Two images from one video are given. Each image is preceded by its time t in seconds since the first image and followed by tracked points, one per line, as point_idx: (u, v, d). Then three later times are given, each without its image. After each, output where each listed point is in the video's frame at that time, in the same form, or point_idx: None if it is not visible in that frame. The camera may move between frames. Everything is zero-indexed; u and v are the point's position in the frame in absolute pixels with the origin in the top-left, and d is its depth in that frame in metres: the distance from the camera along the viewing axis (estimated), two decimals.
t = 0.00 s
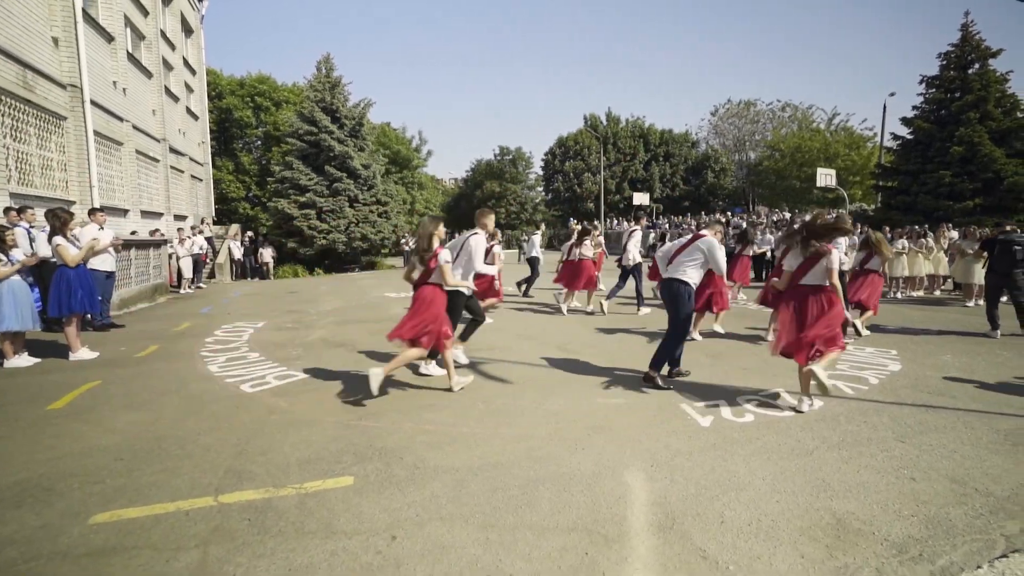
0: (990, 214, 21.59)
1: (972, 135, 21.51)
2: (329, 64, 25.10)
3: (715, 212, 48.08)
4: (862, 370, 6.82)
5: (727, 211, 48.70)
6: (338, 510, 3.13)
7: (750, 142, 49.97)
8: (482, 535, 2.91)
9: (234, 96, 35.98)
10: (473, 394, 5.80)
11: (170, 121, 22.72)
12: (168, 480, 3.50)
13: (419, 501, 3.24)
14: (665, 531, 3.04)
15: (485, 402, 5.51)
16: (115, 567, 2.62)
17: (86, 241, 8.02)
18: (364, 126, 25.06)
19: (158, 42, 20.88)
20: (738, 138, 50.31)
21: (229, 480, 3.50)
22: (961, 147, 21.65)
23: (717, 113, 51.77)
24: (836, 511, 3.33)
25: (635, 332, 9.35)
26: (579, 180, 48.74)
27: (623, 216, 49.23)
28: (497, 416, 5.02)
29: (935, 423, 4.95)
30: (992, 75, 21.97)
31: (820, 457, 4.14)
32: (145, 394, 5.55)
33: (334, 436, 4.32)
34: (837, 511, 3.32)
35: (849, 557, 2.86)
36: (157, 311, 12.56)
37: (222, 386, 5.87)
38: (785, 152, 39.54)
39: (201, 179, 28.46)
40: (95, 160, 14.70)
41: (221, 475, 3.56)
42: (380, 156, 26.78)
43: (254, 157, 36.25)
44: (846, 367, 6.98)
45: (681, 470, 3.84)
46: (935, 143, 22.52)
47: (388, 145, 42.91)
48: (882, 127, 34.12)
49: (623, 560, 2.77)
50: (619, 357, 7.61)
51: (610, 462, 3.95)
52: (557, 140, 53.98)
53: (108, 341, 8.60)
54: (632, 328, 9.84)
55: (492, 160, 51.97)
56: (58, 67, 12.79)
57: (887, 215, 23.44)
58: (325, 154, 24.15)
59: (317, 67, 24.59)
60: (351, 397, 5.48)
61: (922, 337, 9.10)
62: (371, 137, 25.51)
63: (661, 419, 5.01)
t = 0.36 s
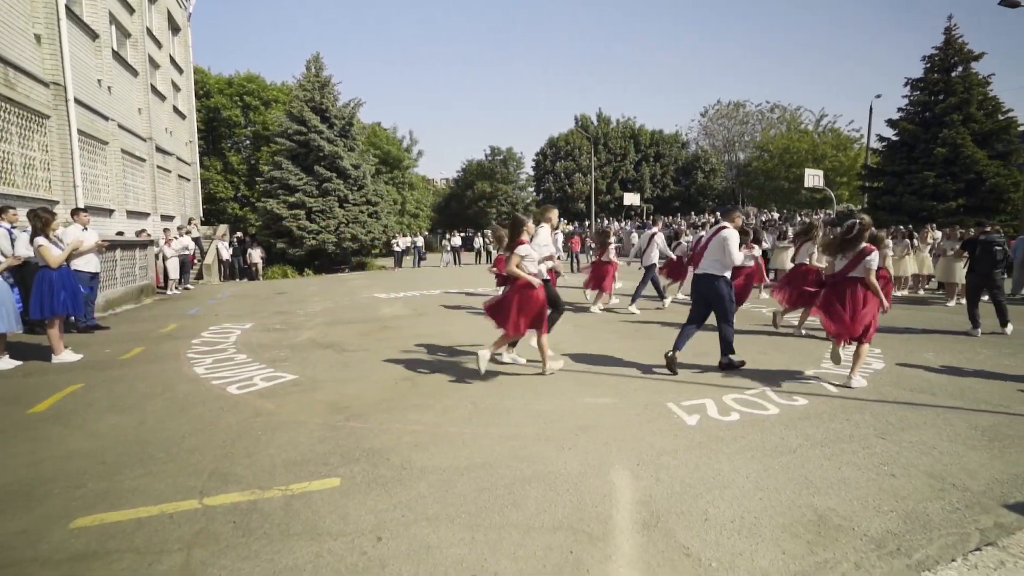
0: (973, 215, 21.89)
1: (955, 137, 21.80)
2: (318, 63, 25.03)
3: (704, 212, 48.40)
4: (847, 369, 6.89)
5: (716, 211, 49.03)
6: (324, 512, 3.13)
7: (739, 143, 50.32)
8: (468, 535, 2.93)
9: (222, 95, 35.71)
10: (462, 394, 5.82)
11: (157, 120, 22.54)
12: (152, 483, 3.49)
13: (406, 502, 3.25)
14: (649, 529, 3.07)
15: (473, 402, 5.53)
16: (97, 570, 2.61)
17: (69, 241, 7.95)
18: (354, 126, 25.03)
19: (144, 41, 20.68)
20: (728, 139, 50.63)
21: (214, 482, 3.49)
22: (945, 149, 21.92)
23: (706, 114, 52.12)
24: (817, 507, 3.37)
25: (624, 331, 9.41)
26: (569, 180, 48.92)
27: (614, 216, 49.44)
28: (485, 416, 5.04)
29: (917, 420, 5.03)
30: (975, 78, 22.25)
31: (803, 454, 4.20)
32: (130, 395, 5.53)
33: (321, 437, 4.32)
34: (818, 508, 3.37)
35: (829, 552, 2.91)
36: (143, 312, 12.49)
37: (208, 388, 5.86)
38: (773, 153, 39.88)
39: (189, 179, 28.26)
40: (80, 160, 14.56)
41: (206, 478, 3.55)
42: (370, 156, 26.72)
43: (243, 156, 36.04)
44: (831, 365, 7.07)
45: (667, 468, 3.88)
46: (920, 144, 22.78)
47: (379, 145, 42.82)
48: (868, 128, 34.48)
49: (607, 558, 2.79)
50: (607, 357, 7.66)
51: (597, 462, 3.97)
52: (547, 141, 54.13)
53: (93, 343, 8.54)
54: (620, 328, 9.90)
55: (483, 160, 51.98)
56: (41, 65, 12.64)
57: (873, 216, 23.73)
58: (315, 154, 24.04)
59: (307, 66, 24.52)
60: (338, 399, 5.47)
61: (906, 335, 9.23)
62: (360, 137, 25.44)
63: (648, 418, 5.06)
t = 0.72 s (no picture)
0: (942, 217, 22.44)
1: (924, 140, 22.34)
2: (298, 61, 24.82)
3: (685, 212, 48.94)
4: (820, 367, 7.03)
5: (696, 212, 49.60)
6: (301, 515, 3.12)
7: (719, 144, 50.92)
8: (447, 535, 2.94)
9: (199, 92, 35.12)
10: (442, 396, 5.82)
11: (130, 117, 22.11)
12: (123, 489, 3.44)
13: (384, 504, 3.25)
14: (626, 526, 3.11)
15: (454, 403, 5.54)
16: None
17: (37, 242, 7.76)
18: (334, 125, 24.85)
19: (116, 36, 20.27)
20: (708, 140, 51.24)
21: (188, 488, 3.45)
22: (916, 152, 22.43)
23: (687, 116, 52.66)
24: (789, 502, 3.44)
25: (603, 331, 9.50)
26: (552, 181, 49.13)
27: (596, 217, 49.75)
28: (465, 416, 5.05)
29: (887, 415, 5.16)
30: (943, 84, 22.79)
31: (776, 450, 4.28)
32: (100, 400, 5.43)
33: (299, 440, 4.29)
34: (790, 502, 3.44)
35: (799, 545, 2.97)
36: (116, 315, 12.25)
37: (183, 391, 5.78)
38: (752, 154, 40.44)
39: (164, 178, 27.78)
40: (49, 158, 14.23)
41: (179, 484, 3.51)
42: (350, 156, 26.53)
43: (221, 155, 35.54)
44: (805, 363, 7.21)
45: (644, 467, 3.93)
46: (891, 147, 23.28)
47: (360, 145, 42.56)
48: (843, 131, 35.18)
49: (584, 556, 2.82)
50: (587, 357, 7.72)
51: (576, 461, 4.01)
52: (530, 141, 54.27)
53: (63, 346, 8.36)
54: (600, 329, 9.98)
55: (466, 160, 51.95)
56: (7, 60, 12.31)
57: (848, 217, 24.22)
58: (295, 153, 23.81)
59: (286, 64, 24.30)
60: (317, 401, 5.44)
61: (877, 333, 9.45)
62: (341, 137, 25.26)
63: (626, 417, 5.11)
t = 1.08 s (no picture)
0: (905, 218, 23.11)
1: (887, 144, 22.95)
2: (271, 58, 24.46)
3: (660, 213, 49.55)
4: (791, 364, 7.19)
5: (672, 212, 50.27)
6: (274, 524, 3.08)
7: (693, 145, 51.65)
8: (424, 541, 2.93)
9: (166, 89, 34.29)
10: (418, 399, 5.80)
11: (93, 114, 21.50)
12: (86, 502, 3.35)
13: (360, 510, 3.22)
14: (602, 527, 3.13)
15: (430, 405, 5.53)
16: None
17: None
18: (308, 124, 24.55)
19: (77, 29, 19.69)
20: (682, 142, 51.96)
21: (155, 499, 3.38)
22: (879, 155, 23.04)
23: (661, 118, 53.31)
24: (761, 499, 3.51)
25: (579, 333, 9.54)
26: (529, 181, 49.28)
27: (573, 217, 50.03)
28: (441, 420, 5.03)
29: (853, 411, 5.29)
30: (905, 90, 23.44)
31: (748, 448, 4.36)
32: (63, 408, 5.27)
33: (271, 447, 4.24)
34: (762, 499, 3.51)
35: (771, 542, 3.03)
36: (79, 319, 11.91)
37: (150, 398, 5.65)
38: (725, 156, 41.09)
39: (130, 177, 27.11)
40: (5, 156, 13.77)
41: (146, 495, 3.43)
42: (325, 156, 26.23)
43: (190, 154, 34.78)
44: (776, 361, 7.35)
45: (620, 467, 3.97)
46: (857, 150, 23.87)
47: (334, 145, 42.10)
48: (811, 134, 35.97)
49: (562, 558, 2.84)
50: (562, 359, 7.79)
51: (553, 462, 4.02)
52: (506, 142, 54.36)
53: (22, 353, 8.10)
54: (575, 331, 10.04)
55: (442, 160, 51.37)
56: None
57: (817, 218, 24.78)
58: (267, 151, 23.43)
59: (258, 61, 23.94)
60: (289, 407, 5.36)
61: (843, 331, 9.69)
62: (315, 136, 24.96)
63: (603, 418, 5.15)
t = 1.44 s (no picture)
0: (858, 220, 23.94)
1: (842, 149, 23.72)
2: (232, 55, 23.96)
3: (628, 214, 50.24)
4: (754, 367, 7.38)
5: (639, 214, 50.99)
6: (238, 550, 3.02)
7: (660, 147, 52.50)
8: (393, 562, 2.91)
9: (119, 84, 33.16)
10: (386, 410, 5.76)
11: (38, 110, 20.69)
12: (36, 533, 3.23)
13: (327, 532, 3.18)
14: (572, 541, 3.16)
15: (399, 417, 5.50)
16: None
17: None
18: (272, 123, 24.15)
19: (20, 20, 18.91)
20: (649, 144, 52.75)
21: (111, 527, 3.28)
22: (835, 160, 23.81)
23: (629, 120, 54.08)
24: (726, 506, 3.59)
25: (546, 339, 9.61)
26: (498, 182, 49.38)
27: (542, 218, 50.27)
28: (409, 432, 5.01)
29: (813, 414, 5.46)
30: (858, 97, 24.28)
31: (713, 454, 4.46)
32: (9, 429, 5.06)
33: (233, 466, 4.15)
34: (727, 506, 3.59)
35: (734, 550, 3.10)
36: (26, 329, 11.44)
37: (104, 416, 5.46)
38: (690, 158, 41.85)
39: (80, 176, 26.15)
40: None
41: (100, 524, 3.32)
42: (290, 156, 25.81)
43: (146, 152, 33.70)
44: (740, 365, 7.53)
45: (589, 477, 4.02)
46: (814, 155, 24.61)
47: (300, 144, 41.40)
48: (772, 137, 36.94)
49: (532, 575, 2.85)
50: (529, 366, 7.83)
51: (523, 474, 4.04)
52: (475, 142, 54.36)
53: None
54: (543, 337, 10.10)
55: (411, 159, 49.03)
56: None
57: (777, 220, 25.46)
58: (229, 151, 22.88)
59: (219, 58, 23.43)
60: (252, 423, 5.26)
61: (802, 332, 9.98)
62: (279, 135, 24.54)
63: (572, 426, 5.19)
